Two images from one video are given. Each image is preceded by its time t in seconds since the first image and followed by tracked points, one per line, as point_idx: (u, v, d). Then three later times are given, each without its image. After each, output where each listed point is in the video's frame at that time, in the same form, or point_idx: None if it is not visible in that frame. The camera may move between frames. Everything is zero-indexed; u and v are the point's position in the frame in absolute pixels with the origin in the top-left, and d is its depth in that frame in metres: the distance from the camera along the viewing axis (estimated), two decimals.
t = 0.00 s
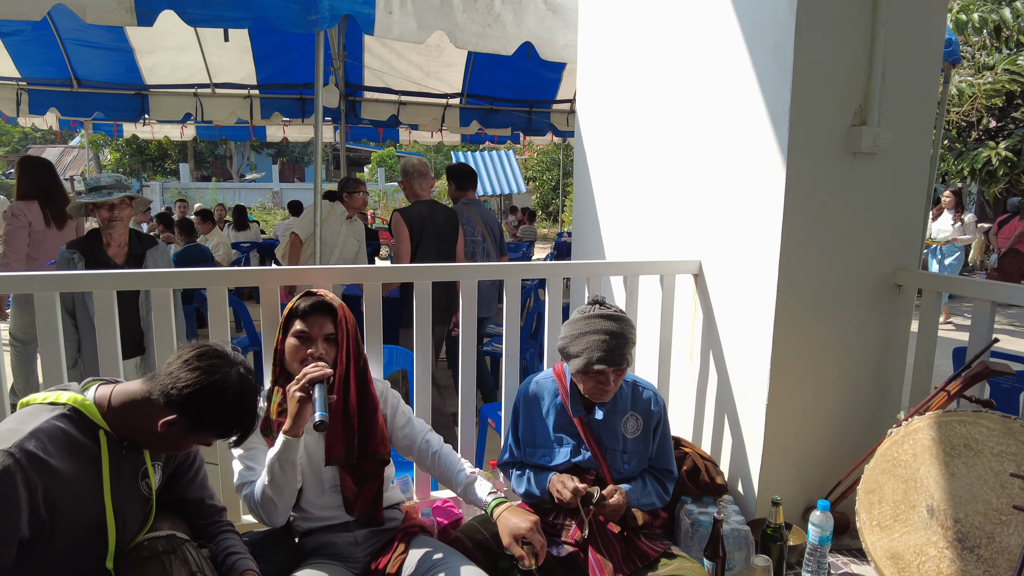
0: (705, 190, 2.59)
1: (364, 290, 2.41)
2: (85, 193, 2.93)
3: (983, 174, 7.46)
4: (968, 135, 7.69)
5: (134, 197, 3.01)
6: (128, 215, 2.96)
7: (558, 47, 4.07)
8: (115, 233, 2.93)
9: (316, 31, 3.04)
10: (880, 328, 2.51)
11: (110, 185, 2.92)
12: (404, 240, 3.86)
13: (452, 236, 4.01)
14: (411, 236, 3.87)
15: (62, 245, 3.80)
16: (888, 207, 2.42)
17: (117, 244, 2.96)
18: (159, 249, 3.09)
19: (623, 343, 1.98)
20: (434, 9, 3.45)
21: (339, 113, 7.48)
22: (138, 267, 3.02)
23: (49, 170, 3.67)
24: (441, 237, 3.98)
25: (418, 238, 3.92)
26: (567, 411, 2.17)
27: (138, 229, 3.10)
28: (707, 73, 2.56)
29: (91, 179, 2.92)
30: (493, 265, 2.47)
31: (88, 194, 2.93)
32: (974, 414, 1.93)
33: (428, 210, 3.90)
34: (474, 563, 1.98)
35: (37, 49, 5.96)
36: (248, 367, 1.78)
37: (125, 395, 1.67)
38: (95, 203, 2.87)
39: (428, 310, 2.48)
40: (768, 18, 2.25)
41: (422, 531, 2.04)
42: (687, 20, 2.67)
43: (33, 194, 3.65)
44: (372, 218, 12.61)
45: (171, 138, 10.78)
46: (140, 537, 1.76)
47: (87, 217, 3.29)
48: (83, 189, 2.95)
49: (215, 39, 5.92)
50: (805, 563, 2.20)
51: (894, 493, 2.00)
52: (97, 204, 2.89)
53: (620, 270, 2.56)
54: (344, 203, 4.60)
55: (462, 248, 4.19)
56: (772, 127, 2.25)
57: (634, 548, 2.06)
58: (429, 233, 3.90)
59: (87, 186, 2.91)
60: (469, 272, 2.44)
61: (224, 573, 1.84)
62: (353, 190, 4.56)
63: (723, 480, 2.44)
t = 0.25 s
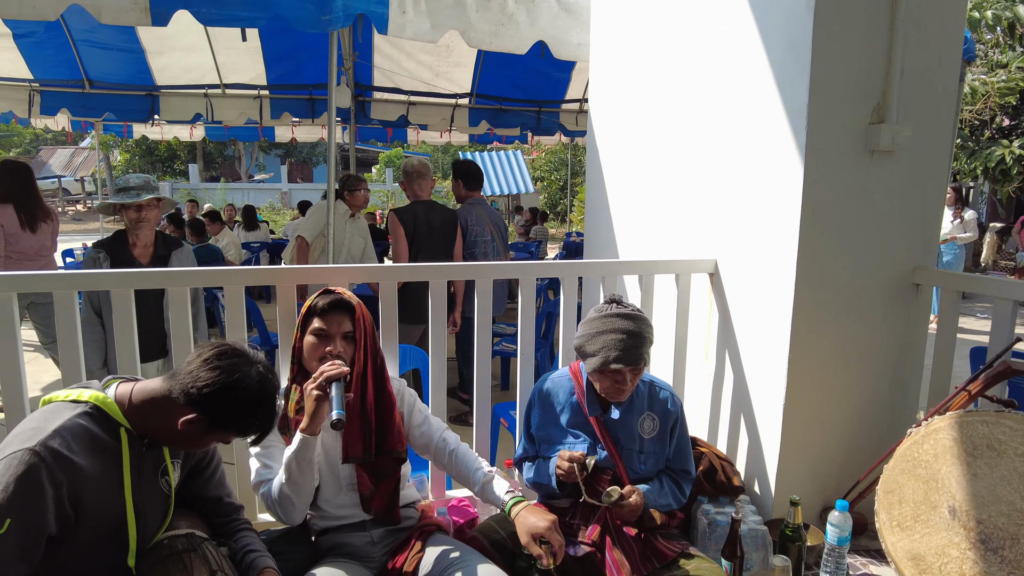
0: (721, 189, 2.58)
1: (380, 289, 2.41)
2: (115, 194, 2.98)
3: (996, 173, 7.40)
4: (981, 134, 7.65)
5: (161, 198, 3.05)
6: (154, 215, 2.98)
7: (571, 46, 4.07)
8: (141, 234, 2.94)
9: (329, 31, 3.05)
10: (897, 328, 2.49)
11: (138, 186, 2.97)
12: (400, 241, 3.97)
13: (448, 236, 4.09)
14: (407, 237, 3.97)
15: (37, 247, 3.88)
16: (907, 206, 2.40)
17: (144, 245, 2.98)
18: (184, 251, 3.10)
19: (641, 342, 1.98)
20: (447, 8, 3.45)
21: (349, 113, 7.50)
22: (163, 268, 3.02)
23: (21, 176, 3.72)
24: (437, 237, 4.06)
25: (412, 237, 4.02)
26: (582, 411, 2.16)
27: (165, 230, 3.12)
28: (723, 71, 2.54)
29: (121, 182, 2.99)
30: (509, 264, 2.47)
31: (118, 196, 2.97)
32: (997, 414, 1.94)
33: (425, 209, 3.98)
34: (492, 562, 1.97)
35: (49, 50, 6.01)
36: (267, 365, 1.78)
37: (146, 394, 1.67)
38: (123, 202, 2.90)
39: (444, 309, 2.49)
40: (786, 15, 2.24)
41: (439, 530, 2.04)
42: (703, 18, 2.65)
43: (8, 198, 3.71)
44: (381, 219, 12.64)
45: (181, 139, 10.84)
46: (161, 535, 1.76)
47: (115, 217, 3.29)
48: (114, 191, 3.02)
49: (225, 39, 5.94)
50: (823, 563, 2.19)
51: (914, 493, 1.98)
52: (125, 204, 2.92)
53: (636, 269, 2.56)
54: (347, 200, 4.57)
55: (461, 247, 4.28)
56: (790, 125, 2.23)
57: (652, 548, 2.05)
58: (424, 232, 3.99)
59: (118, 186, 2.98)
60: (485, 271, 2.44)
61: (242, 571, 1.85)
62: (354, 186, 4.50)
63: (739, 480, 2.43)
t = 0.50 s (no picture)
0: (739, 187, 2.56)
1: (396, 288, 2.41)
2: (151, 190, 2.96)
3: (1012, 171, 7.30)
4: (997, 132, 7.57)
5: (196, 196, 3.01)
6: (189, 215, 2.95)
7: (584, 44, 4.05)
8: (176, 232, 2.94)
9: (342, 30, 3.05)
10: (919, 328, 2.45)
11: (173, 185, 2.92)
12: (389, 240, 4.11)
13: (441, 236, 4.22)
14: (395, 236, 4.11)
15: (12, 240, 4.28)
16: (930, 204, 2.37)
17: (179, 243, 2.97)
18: (217, 249, 3.08)
19: (662, 342, 1.96)
20: (459, 7, 3.43)
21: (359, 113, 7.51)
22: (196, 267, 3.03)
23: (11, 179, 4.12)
24: (429, 237, 4.20)
25: (404, 236, 4.15)
26: (601, 411, 2.15)
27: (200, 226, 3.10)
28: (742, 68, 2.52)
29: (157, 178, 2.95)
30: (525, 263, 2.45)
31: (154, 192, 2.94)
32: None
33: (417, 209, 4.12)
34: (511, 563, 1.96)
35: (63, 51, 6.05)
36: (287, 365, 1.77)
37: (165, 392, 1.67)
38: (157, 202, 2.86)
39: (460, 308, 2.48)
40: (806, 11, 2.21)
41: (457, 531, 2.03)
42: (720, 15, 2.63)
43: None
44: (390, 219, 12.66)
45: (192, 139, 10.89)
46: (180, 534, 1.76)
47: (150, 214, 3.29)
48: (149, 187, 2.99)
49: (236, 40, 5.96)
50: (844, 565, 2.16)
51: (939, 496, 1.95)
52: (160, 203, 2.88)
53: (654, 268, 2.54)
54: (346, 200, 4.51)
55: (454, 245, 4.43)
56: (811, 122, 2.21)
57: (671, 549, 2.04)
58: (415, 232, 4.13)
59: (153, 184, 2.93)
60: (501, 271, 2.43)
61: (261, 571, 1.85)
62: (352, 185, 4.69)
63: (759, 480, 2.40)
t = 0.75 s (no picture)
0: (756, 188, 2.52)
1: (409, 289, 2.39)
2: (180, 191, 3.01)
3: None
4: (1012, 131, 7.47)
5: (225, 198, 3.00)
6: (217, 215, 2.93)
7: (595, 44, 4.02)
8: (203, 232, 2.91)
9: (352, 31, 3.04)
10: (939, 330, 2.41)
11: (202, 185, 2.98)
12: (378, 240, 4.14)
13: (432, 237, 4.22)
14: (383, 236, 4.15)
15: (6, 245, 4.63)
16: (951, 205, 2.32)
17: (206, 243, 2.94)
18: (244, 252, 3.03)
19: (677, 344, 1.93)
20: (470, 7, 3.42)
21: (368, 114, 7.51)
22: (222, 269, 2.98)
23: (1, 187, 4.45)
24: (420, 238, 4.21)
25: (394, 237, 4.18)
26: (616, 414, 2.13)
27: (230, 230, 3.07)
28: (758, 66, 2.48)
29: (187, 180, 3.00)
30: (538, 265, 2.43)
31: (185, 194, 2.99)
32: None
33: (413, 209, 4.14)
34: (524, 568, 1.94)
35: (74, 53, 6.08)
36: (301, 369, 1.76)
37: (179, 396, 1.66)
38: (186, 201, 2.87)
39: (473, 310, 2.46)
40: (824, 9, 2.17)
41: (471, 536, 2.01)
42: (735, 13, 2.60)
43: None
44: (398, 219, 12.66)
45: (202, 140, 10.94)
46: (193, 540, 1.75)
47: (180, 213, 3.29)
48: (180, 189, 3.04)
49: (246, 41, 5.97)
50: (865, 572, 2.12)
51: (963, 503, 1.91)
52: (189, 202, 2.89)
53: (668, 269, 2.51)
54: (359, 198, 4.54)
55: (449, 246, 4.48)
56: (830, 122, 2.17)
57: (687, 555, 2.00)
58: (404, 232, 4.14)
59: (188, 185, 2.98)
60: (515, 272, 2.41)
61: None
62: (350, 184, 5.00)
63: (776, 486, 2.37)
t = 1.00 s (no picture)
0: (768, 189, 2.49)
1: (417, 292, 2.38)
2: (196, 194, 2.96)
3: None
4: None
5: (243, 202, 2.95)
6: (232, 219, 2.89)
7: (605, 43, 3.99)
8: (219, 236, 2.88)
9: (361, 31, 3.03)
10: (955, 333, 2.37)
11: (219, 188, 2.91)
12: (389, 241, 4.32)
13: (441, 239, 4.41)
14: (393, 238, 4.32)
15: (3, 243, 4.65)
16: (968, 205, 2.28)
17: (222, 246, 2.92)
18: (261, 257, 2.97)
19: (689, 348, 1.90)
20: (479, 7, 3.40)
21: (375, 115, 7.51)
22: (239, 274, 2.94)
23: None
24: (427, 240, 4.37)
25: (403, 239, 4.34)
26: (627, 418, 2.10)
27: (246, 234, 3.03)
28: (770, 65, 2.45)
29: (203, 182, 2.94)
30: (548, 267, 2.41)
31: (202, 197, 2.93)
32: None
33: (419, 212, 4.31)
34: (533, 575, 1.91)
35: (83, 55, 6.10)
36: (307, 374, 1.74)
37: (184, 402, 1.65)
38: (202, 204, 2.83)
39: (481, 312, 2.44)
40: (839, 7, 2.14)
41: (480, 542, 1.98)
42: (747, 12, 2.56)
43: None
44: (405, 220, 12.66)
45: (209, 141, 10.96)
46: (199, 546, 1.73)
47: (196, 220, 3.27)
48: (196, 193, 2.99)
49: (254, 42, 5.98)
50: None
51: (981, 510, 1.85)
52: (205, 206, 2.85)
53: (679, 271, 2.48)
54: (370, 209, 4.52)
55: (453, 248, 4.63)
56: (844, 121, 2.14)
57: (699, 562, 1.99)
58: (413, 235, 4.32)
59: (204, 188, 2.91)
60: (524, 275, 2.39)
61: None
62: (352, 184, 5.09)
63: (788, 490, 2.33)
